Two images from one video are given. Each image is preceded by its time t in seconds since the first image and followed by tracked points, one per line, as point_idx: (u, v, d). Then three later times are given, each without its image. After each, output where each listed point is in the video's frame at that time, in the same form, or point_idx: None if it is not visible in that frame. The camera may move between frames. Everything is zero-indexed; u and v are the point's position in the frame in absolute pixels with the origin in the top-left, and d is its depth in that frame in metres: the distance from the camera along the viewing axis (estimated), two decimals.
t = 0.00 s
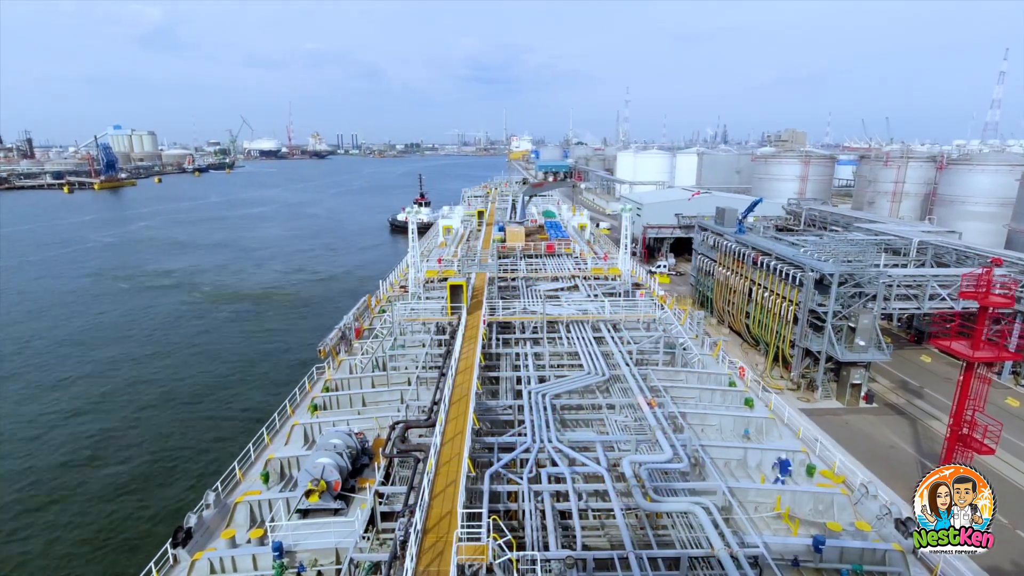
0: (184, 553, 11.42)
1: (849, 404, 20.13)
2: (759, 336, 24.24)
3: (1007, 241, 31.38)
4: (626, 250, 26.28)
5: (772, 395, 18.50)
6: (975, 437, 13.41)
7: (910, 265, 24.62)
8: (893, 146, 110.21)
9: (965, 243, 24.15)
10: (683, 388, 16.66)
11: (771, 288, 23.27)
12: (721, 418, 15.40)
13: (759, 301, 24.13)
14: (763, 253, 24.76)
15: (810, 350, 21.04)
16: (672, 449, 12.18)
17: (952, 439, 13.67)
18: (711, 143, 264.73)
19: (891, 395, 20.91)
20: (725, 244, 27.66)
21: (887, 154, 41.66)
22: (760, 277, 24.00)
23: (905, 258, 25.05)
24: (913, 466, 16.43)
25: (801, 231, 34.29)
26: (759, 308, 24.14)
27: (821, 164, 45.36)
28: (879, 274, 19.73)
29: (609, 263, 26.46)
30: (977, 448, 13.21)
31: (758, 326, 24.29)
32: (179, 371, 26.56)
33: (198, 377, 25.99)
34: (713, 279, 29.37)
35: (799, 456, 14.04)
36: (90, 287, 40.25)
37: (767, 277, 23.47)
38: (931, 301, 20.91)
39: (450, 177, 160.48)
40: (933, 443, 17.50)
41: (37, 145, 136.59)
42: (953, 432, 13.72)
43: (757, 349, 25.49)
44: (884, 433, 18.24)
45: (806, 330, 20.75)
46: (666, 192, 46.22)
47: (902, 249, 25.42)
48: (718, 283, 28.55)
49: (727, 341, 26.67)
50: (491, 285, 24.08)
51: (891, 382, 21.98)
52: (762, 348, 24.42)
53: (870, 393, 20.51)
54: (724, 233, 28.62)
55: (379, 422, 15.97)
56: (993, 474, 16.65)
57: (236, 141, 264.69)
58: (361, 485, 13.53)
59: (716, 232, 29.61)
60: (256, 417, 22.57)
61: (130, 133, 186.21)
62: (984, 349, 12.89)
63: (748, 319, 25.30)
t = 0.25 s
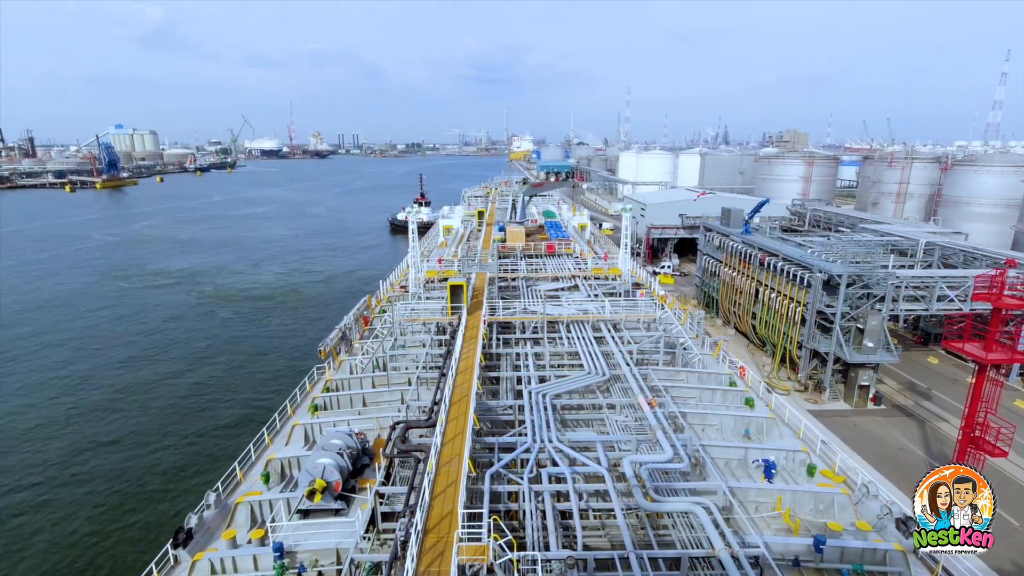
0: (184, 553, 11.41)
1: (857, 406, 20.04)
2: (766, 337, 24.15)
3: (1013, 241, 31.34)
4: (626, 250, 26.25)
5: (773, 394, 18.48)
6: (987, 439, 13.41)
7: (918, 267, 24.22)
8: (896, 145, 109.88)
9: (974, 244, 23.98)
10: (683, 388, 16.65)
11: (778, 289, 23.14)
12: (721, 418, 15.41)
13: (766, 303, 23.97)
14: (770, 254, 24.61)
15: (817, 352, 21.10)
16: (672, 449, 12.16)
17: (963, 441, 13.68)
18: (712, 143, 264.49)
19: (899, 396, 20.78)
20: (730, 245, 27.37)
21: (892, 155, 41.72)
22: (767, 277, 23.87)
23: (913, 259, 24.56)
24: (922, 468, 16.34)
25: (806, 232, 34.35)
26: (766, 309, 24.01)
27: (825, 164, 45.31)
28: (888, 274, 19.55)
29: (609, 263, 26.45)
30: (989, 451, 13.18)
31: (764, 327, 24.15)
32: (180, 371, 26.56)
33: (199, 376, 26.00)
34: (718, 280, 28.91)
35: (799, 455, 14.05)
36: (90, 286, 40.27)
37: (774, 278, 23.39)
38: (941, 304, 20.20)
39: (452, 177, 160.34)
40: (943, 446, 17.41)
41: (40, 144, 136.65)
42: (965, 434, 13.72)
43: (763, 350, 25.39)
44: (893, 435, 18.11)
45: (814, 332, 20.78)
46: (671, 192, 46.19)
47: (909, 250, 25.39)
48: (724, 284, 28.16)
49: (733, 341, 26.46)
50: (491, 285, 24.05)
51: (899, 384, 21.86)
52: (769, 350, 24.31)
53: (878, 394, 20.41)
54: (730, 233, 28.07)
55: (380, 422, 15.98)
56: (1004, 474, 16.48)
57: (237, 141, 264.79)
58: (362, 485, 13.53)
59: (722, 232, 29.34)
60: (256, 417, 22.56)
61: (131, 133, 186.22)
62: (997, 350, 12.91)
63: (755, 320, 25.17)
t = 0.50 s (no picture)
0: (184, 553, 11.41)
1: (866, 407, 19.87)
2: (774, 338, 23.93)
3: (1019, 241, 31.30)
4: (626, 249, 26.24)
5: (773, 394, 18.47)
6: (1001, 442, 13.27)
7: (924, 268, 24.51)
8: (900, 146, 109.77)
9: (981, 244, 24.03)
10: (683, 388, 16.66)
11: (786, 289, 22.97)
12: (721, 418, 15.41)
13: (773, 304, 23.82)
14: (777, 254, 24.37)
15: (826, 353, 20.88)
16: (672, 449, 12.14)
17: (977, 443, 13.60)
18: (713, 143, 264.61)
19: (908, 397, 20.59)
20: (736, 245, 27.25)
21: (896, 155, 41.71)
22: (775, 278, 23.69)
23: (920, 260, 24.94)
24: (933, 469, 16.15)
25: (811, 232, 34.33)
26: (773, 309, 23.88)
27: (828, 164, 45.27)
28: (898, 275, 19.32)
29: (609, 263, 26.43)
30: (1003, 452, 13.06)
31: (772, 328, 23.93)
32: (180, 370, 26.58)
33: (200, 376, 26.01)
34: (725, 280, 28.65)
35: (799, 456, 14.05)
36: (92, 286, 40.35)
37: (782, 278, 23.17)
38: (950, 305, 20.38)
39: (454, 177, 160.38)
40: (955, 448, 17.18)
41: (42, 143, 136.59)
42: (980, 436, 13.63)
43: (772, 352, 25.14)
44: (903, 437, 17.88)
45: (822, 333, 20.57)
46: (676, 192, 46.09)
47: (916, 250, 25.38)
48: (730, 284, 27.92)
49: (740, 342, 26.16)
50: (491, 285, 24.03)
51: (907, 385, 21.66)
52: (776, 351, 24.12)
53: (887, 395, 20.19)
54: (737, 234, 28.01)
55: (380, 422, 16.00)
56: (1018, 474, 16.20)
57: (238, 141, 264.79)
58: (362, 485, 13.52)
59: (728, 232, 29.11)
60: (257, 416, 22.56)
61: (132, 133, 186.45)
62: (1012, 352, 12.83)
63: (762, 320, 24.98)
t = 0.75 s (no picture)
0: (184, 553, 11.43)
1: (874, 409, 19.77)
2: (780, 338, 23.85)
3: None
4: (626, 249, 26.23)
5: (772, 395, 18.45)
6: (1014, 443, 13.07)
7: (931, 268, 24.28)
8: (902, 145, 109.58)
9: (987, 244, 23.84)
10: (683, 388, 16.67)
11: (793, 289, 22.85)
12: (721, 418, 15.41)
13: (780, 304, 23.69)
14: (784, 254, 24.26)
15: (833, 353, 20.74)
16: (672, 449, 12.15)
17: (991, 444, 13.39)
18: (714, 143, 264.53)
19: (916, 398, 20.50)
20: (742, 245, 27.16)
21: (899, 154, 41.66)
22: (782, 278, 23.60)
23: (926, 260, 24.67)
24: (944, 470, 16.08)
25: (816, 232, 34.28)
26: (780, 310, 23.75)
27: (831, 164, 45.23)
28: (907, 275, 19.03)
29: (609, 263, 26.42)
30: (1016, 454, 12.84)
31: (778, 328, 23.83)
32: (181, 370, 26.61)
33: (201, 376, 26.05)
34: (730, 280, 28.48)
35: (798, 456, 14.05)
36: (93, 286, 40.43)
37: (789, 278, 23.09)
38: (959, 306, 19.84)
39: (455, 177, 160.40)
40: (965, 449, 17.12)
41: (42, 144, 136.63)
42: (993, 437, 13.43)
43: (778, 352, 25.02)
44: (911, 437, 17.83)
45: (830, 334, 20.47)
46: (677, 192, 45.96)
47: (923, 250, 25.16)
48: (736, 284, 27.79)
49: (745, 342, 26.09)
50: (491, 285, 24.02)
51: (916, 385, 21.55)
52: (784, 352, 23.97)
53: (895, 396, 20.08)
54: (743, 234, 27.90)
55: (379, 422, 15.99)
56: None
57: (238, 141, 264.91)
58: (361, 485, 13.53)
59: (733, 232, 29.02)
60: (258, 416, 22.58)
61: (133, 133, 186.67)
62: None
63: (768, 321, 24.81)
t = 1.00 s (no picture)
0: (184, 553, 11.42)
1: (886, 409, 19.65)
2: (788, 338, 23.72)
3: None
4: (627, 249, 26.21)
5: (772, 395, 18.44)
6: None
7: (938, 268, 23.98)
8: (904, 144, 109.53)
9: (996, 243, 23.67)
10: (683, 388, 16.67)
11: (802, 289, 22.72)
12: (721, 418, 15.41)
13: (788, 304, 23.56)
14: (792, 255, 24.10)
15: (844, 353, 20.62)
16: (672, 449, 12.15)
17: (1007, 445, 13.30)
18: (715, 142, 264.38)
19: (926, 398, 20.39)
20: (748, 245, 27.07)
21: (904, 154, 41.67)
22: (790, 279, 23.50)
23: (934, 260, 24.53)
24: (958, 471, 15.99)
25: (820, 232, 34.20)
26: (788, 310, 23.60)
27: (835, 164, 45.29)
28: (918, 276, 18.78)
29: (609, 263, 26.42)
30: None
31: (786, 328, 23.70)
32: (182, 371, 26.64)
33: (202, 376, 26.09)
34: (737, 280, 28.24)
35: (799, 456, 14.05)
36: (94, 286, 40.49)
37: (798, 279, 23.00)
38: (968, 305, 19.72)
39: (456, 177, 160.40)
40: (977, 450, 17.03)
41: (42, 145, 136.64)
42: (1009, 438, 13.33)
43: (785, 352, 24.89)
44: (923, 438, 17.69)
45: (840, 333, 20.40)
46: (682, 192, 45.76)
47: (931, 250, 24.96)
48: (742, 284, 27.61)
49: (754, 342, 26.06)
50: (491, 285, 24.02)
51: (925, 386, 21.43)
52: (792, 352, 23.81)
53: (905, 396, 19.98)
54: (750, 234, 27.74)
55: (379, 422, 15.98)
56: None
57: (238, 141, 264.92)
58: (361, 485, 13.53)
59: (740, 232, 28.88)
60: (257, 417, 22.57)
61: (134, 133, 186.68)
62: None
63: (776, 322, 24.64)
